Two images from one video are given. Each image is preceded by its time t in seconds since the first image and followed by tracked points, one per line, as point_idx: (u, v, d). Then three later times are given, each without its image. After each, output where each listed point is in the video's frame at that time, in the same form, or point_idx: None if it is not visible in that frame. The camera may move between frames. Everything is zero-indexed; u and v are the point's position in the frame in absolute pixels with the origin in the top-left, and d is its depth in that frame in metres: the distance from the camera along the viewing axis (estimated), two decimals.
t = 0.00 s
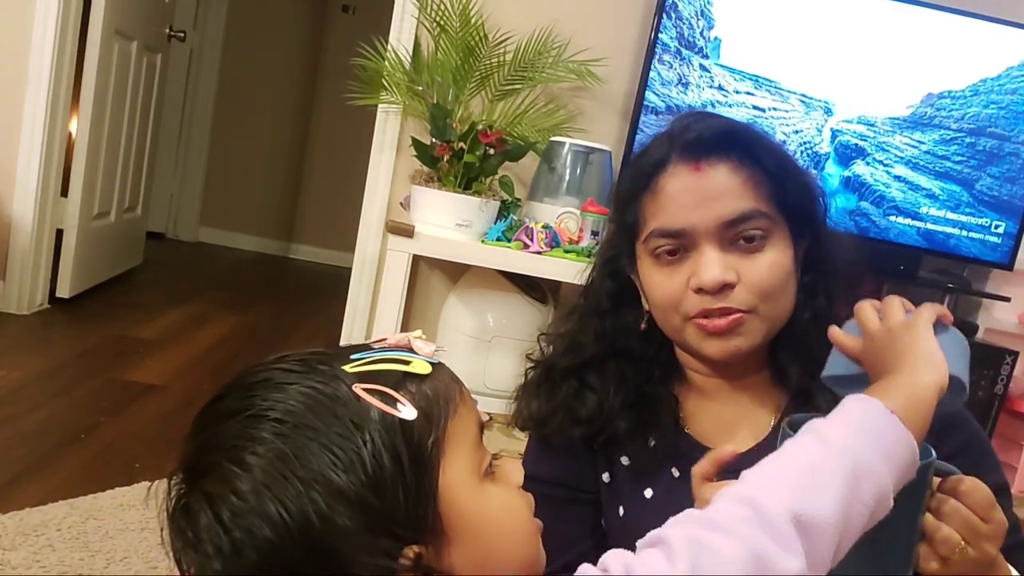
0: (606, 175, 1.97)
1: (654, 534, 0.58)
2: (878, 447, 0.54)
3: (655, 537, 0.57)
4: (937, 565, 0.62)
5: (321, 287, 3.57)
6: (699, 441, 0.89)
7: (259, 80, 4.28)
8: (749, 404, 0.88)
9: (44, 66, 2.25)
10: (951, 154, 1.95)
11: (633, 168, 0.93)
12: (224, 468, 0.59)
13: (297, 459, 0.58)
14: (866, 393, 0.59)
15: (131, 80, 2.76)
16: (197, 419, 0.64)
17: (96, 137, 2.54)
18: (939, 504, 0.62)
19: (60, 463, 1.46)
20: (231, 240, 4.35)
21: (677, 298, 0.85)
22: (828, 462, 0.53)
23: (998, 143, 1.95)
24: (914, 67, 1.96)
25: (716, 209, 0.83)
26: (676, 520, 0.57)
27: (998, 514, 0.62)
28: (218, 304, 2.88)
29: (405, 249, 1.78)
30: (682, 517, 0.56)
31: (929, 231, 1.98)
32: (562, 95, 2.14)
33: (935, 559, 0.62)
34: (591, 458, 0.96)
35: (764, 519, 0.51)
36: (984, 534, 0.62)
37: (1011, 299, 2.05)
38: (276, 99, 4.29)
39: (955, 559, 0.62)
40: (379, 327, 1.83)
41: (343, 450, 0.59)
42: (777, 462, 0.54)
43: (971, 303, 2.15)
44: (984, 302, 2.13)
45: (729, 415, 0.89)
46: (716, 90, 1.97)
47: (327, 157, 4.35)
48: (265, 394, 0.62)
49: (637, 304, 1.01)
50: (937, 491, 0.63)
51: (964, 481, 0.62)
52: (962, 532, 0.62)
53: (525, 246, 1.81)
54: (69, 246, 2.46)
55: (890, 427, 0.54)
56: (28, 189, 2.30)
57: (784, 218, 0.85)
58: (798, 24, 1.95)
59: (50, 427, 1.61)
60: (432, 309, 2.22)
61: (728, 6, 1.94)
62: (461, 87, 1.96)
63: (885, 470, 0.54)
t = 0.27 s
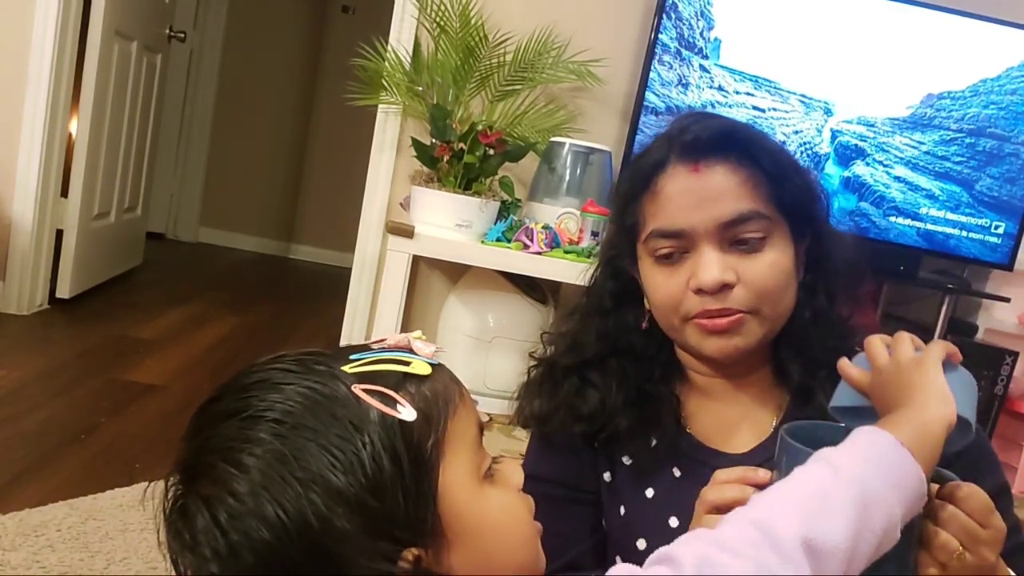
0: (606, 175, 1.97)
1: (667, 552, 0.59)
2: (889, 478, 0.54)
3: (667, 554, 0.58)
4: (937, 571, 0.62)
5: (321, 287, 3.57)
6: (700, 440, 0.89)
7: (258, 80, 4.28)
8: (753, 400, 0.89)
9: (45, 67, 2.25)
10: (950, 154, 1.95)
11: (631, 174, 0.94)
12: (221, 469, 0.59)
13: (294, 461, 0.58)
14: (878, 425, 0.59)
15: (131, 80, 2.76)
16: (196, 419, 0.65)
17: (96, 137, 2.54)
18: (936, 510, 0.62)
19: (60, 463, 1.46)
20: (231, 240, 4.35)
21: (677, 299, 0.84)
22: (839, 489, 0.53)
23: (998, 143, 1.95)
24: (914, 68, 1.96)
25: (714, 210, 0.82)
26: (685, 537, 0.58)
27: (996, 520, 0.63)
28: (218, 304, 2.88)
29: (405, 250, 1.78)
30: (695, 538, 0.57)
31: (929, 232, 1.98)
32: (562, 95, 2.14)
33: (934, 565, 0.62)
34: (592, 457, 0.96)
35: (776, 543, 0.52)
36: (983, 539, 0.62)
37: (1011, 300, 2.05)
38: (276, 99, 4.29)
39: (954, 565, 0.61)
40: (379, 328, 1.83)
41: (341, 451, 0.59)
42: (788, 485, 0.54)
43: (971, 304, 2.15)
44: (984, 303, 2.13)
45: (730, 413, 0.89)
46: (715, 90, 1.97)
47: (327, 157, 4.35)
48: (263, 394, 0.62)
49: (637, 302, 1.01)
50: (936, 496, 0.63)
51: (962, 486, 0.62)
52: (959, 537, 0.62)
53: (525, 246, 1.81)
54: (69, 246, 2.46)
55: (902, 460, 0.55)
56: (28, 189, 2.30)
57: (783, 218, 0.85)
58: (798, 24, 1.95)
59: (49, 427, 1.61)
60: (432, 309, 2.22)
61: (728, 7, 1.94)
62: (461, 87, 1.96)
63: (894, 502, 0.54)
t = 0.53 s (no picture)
0: (606, 175, 1.98)
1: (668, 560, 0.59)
2: (890, 486, 0.54)
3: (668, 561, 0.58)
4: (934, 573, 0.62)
5: (322, 287, 3.58)
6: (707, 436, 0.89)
7: (258, 80, 4.27)
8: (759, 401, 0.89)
9: (45, 67, 2.25)
10: (950, 154, 1.96)
11: (652, 172, 0.94)
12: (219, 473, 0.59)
13: (293, 466, 0.58)
14: (882, 436, 0.59)
15: (131, 80, 2.76)
16: (194, 422, 0.65)
17: (96, 137, 2.54)
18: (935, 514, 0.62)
19: (60, 463, 1.46)
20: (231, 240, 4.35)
21: (700, 299, 0.85)
22: (844, 497, 0.53)
23: (997, 143, 1.95)
24: (915, 68, 1.96)
25: (741, 212, 0.83)
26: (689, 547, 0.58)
27: (993, 523, 0.63)
28: (218, 304, 2.88)
29: (405, 250, 1.78)
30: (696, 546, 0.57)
31: (929, 232, 1.98)
32: (562, 95, 2.14)
33: (932, 567, 0.62)
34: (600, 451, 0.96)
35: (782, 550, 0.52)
36: (981, 542, 0.62)
37: (1010, 299, 2.05)
38: (276, 99, 4.29)
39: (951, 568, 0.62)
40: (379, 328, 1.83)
41: (339, 456, 0.59)
42: (792, 494, 0.54)
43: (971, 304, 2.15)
44: (984, 302, 2.13)
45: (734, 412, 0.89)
46: (715, 90, 1.97)
47: (327, 157, 4.35)
48: (261, 398, 0.62)
49: (648, 298, 1.01)
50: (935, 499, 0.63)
51: (959, 489, 0.62)
52: (958, 541, 0.62)
53: (525, 246, 1.81)
54: (69, 246, 2.46)
55: (906, 471, 0.55)
56: (28, 190, 2.30)
57: (807, 221, 0.85)
58: (797, 25, 1.95)
59: (50, 427, 1.61)
60: (432, 309, 2.22)
61: (728, 7, 1.94)
62: (461, 88, 1.96)
63: (896, 508, 0.55)
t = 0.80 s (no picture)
0: (605, 175, 1.98)
1: None
2: (887, 496, 0.54)
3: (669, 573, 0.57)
4: None
5: (322, 287, 3.58)
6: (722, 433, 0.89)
7: (258, 80, 4.27)
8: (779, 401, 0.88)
9: (45, 67, 2.25)
10: (950, 154, 1.95)
11: (684, 161, 0.94)
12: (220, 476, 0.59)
13: (294, 467, 0.58)
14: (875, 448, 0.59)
15: (131, 80, 2.76)
16: (194, 422, 0.65)
17: (96, 137, 2.54)
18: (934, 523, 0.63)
19: (58, 464, 1.46)
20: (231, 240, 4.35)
21: (720, 291, 0.86)
22: (843, 506, 0.53)
23: (998, 143, 1.95)
24: (915, 68, 1.96)
25: (774, 206, 0.83)
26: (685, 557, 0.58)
27: (992, 532, 0.64)
28: (219, 304, 2.88)
29: (404, 250, 1.78)
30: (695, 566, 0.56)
31: (929, 232, 1.98)
32: (562, 95, 2.14)
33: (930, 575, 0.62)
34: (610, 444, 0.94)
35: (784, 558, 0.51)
36: (980, 550, 0.63)
37: (1010, 300, 2.05)
38: (276, 98, 4.28)
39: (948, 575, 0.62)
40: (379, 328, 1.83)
41: (341, 458, 0.59)
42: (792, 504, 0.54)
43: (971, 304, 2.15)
44: (984, 303, 2.13)
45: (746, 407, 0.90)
46: (715, 90, 1.96)
47: (327, 157, 4.35)
48: (261, 400, 0.62)
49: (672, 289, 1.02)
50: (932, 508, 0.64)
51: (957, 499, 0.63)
52: (957, 549, 0.62)
53: (525, 247, 1.81)
54: (69, 246, 2.46)
55: (901, 482, 0.55)
56: (28, 190, 2.30)
57: (835, 223, 0.86)
58: (798, 25, 1.95)
59: (49, 427, 1.61)
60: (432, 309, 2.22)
61: (728, 7, 1.94)
62: (461, 88, 1.96)
63: (898, 520, 0.54)
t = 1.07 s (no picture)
0: (605, 175, 1.98)
1: None
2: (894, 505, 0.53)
3: None
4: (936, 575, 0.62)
5: (322, 287, 3.58)
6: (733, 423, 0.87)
7: (257, 80, 4.27)
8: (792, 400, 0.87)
9: (45, 66, 2.25)
10: (950, 154, 1.96)
11: (698, 159, 0.93)
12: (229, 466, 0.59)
13: (303, 461, 0.58)
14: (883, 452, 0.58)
15: (131, 80, 2.76)
16: (201, 416, 0.65)
17: (96, 137, 2.54)
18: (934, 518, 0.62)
19: (59, 464, 1.46)
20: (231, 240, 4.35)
21: (729, 288, 0.84)
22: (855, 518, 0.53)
23: (998, 143, 1.96)
24: (915, 67, 1.96)
25: (781, 206, 0.81)
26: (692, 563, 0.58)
27: (989, 525, 0.63)
28: (219, 304, 2.88)
29: (404, 250, 1.78)
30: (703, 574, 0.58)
31: (929, 232, 1.99)
32: (562, 95, 2.14)
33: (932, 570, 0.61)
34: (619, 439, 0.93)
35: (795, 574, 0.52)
36: (978, 544, 0.62)
37: (1010, 299, 2.06)
38: (275, 98, 4.29)
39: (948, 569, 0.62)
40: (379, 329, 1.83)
41: (351, 453, 0.59)
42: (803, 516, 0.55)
43: (971, 304, 2.16)
44: (984, 302, 2.14)
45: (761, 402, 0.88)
46: (715, 90, 1.96)
47: (327, 157, 4.35)
48: (274, 391, 0.62)
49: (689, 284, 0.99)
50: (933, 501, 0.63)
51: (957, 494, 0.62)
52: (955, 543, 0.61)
53: (525, 247, 1.81)
54: (69, 246, 2.46)
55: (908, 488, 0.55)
56: (28, 190, 2.30)
57: (845, 223, 0.84)
58: (798, 25, 1.95)
59: (49, 427, 1.60)
60: (432, 309, 2.22)
61: (728, 7, 1.94)
62: (461, 88, 1.96)
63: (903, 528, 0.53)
